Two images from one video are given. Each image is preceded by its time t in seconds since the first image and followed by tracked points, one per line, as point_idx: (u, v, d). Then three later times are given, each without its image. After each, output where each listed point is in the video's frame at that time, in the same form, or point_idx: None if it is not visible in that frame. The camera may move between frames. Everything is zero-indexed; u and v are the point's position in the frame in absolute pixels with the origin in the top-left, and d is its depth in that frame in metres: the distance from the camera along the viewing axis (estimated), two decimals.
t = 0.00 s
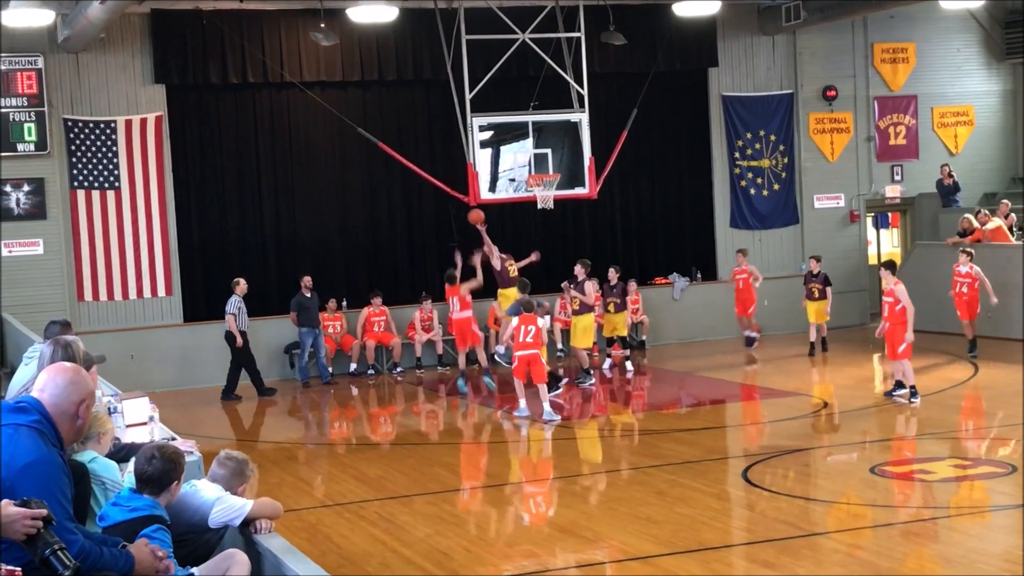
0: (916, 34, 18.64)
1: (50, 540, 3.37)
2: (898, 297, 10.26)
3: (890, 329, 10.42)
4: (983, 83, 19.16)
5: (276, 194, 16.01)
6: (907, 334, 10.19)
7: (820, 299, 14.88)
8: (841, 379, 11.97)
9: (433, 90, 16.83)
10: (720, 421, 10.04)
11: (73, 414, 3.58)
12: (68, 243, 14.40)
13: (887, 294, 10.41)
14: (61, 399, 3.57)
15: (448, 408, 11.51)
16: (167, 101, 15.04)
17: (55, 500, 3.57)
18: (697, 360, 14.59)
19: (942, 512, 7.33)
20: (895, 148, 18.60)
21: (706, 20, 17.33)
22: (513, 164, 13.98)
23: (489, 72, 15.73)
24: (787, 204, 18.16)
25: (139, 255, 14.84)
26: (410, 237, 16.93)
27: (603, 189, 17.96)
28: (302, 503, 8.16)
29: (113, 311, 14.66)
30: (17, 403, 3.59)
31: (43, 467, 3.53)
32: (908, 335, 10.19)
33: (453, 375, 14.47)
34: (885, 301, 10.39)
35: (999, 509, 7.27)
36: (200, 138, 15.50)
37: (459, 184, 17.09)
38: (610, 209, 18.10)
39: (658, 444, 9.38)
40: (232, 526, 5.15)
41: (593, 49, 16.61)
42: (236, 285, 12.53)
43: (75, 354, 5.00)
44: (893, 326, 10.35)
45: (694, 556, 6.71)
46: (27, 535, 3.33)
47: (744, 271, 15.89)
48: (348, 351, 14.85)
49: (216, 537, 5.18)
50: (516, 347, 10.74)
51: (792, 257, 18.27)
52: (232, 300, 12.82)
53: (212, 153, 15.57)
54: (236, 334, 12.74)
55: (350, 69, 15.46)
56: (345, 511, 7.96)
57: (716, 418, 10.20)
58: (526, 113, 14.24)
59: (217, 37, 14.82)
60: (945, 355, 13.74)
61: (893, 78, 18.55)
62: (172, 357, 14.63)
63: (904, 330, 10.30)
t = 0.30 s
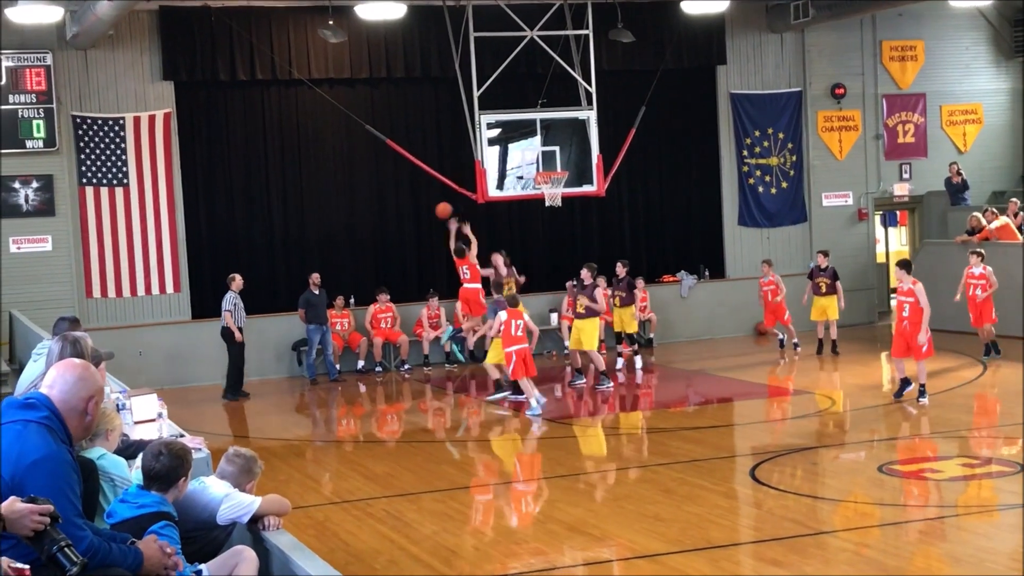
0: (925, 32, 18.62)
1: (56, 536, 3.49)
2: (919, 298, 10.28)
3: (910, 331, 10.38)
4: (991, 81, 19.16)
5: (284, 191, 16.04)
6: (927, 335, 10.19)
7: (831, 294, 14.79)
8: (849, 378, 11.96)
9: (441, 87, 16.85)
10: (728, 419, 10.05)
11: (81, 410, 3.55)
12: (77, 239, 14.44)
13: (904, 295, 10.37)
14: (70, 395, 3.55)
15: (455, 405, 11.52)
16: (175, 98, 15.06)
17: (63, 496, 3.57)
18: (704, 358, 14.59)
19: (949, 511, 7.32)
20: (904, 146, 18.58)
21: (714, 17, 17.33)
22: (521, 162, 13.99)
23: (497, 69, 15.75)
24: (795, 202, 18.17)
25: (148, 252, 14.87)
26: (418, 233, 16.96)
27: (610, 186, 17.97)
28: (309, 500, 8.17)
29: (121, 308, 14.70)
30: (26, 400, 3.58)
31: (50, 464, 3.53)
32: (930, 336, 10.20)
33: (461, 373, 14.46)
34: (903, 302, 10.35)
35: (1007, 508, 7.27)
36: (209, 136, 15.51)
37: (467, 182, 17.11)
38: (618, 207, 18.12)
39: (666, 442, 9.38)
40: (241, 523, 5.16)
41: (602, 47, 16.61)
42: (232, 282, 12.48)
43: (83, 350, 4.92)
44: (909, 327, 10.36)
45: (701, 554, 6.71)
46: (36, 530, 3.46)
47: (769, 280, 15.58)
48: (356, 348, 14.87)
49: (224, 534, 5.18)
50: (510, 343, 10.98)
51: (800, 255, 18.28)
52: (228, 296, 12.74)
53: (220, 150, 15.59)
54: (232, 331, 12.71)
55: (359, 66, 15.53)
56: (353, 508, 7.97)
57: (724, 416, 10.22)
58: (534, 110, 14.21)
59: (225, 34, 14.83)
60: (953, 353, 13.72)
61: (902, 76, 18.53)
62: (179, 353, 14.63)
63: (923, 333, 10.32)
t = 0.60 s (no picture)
0: (935, 29, 18.60)
1: (65, 530, 3.50)
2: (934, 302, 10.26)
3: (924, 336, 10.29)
4: (1001, 78, 19.14)
5: (293, 187, 16.10)
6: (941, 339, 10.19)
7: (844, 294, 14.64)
8: (858, 375, 11.96)
9: (451, 84, 16.91)
10: (738, 416, 10.06)
11: (92, 406, 3.63)
12: (87, 235, 14.51)
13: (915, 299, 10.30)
14: (80, 390, 3.63)
15: (464, 402, 11.55)
16: (185, 94, 15.10)
17: (73, 490, 3.61)
18: (711, 355, 14.60)
19: (960, 508, 7.31)
20: (914, 143, 18.57)
21: (725, 15, 17.32)
22: (531, 159, 14.08)
23: (507, 65, 15.79)
24: (805, 199, 18.16)
25: (157, 249, 14.93)
26: (427, 229, 17.02)
27: (620, 183, 18.01)
28: (318, 496, 8.19)
29: (129, 304, 14.80)
30: (37, 396, 3.66)
31: (61, 456, 3.58)
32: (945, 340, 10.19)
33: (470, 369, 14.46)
34: (916, 305, 10.28)
35: (1018, 505, 7.25)
36: (220, 135, 15.56)
37: (476, 178, 17.17)
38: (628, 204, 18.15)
39: (674, 439, 9.38)
40: (250, 519, 5.17)
41: (612, 44, 16.63)
42: (230, 278, 12.44)
43: (95, 345, 4.93)
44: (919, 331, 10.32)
45: (710, 552, 6.71)
46: (45, 525, 3.42)
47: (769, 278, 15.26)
48: (365, 345, 14.91)
49: (234, 530, 5.17)
50: (491, 343, 11.05)
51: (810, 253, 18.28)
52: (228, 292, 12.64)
53: (230, 146, 15.64)
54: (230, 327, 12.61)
55: (369, 62, 15.57)
56: (362, 504, 7.98)
57: (734, 413, 10.22)
58: (544, 107, 14.22)
59: (236, 31, 14.86)
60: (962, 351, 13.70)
61: (913, 74, 18.52)
62: (188, 349, 14.66)
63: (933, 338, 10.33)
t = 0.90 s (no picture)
0: (949, 25, 18.55)
1: (75, 529, 3.51)
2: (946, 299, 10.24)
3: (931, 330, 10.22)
4: (1014, 74, 19.11)
5: (305, 182, 16.28)
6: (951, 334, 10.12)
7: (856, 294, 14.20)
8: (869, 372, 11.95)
9: (463, 80, 17.05)
10: (749, 413, 10.06)
11: (106, 400, 3.55)
12: (100, 230, 14.57)
13: (921, 291, 10.30)
14: (95, 385, 3.54)
15: (475, 398, 11.57)
16: (197, 90, 15.09)
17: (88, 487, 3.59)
18: (721, 352, 14.59)
19: (973, 506, 7.28)
20: (927, 140, 18.55)
21: (738, 11, 17.32)
22: (542, 155, 14.20)
23: (519, 61, 15.86)
24: (817, 195, 18.14)
25: (170, 244, 14.98)
26: (437, 224, 17.18)
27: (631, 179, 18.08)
28: (330, 491, 8.20)
29: (142, 299, 14.82)
30: (51, 389, 3.61)
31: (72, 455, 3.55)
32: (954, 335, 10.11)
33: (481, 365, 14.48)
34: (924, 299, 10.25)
35: None
36: (233, 130, 15.73)
37: (488, 174, 17.27)
38: (639, 199, 18.20)
39: (686, 435, 9.38)
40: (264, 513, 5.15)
41: (624, 39, 16.67)
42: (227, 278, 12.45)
43: (108, 341, 4.82)
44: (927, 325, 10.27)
45: (721, 548, 6.69)
46: (58, 520, 3.47)
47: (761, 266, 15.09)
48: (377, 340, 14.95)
49: (246, 525, 5.11)
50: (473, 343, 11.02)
51: (822, 251, 18.23)
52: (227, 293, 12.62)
53: (244, 142, 15.84)
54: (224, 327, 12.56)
55: (380, 57, 15.57)
56: (374, 499, 7.99)
57: (746, 409, 10.22)
58: (556, 103, 14.37)
59: (248, 28, 14.96)
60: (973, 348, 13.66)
61: (925, 69, 18.51)
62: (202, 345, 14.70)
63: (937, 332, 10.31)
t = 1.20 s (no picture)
0: (964, 22, 18.54)
1: (89, 522, 3.47)
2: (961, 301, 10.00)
3: (942, 333, 10.05)
4: None
5: (319, 179, 16.33)
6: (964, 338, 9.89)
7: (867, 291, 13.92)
8: (883, 369, 11.93)
9: (477, 76, 17.12)
10: (763, 410, 10.06)
11: (121, 395, 3.56)
12: (114, 226, 14.67)
13: (937, 295, 10.17)
14: (109, 380, 3.56)
15: (488, 394, 11.60)
16: (211, 86, 15.27)
17: (103, 481, 3.56)
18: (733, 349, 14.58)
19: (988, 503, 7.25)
20: (942, 136, 18.53)
21: (751, 8, 17.38)
22: (556, 151, 14.27)
23: (532, 57, 15.92)
24: (831, 192, 18.16)
25: (184, 239, 15.06)
26: (451, 221, 17.23)
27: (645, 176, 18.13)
28: (344, 486, 8.22)
29: (156, 294, 14.91)
30: (66, 384, 3.59)
31: (88, 448, 3.53)
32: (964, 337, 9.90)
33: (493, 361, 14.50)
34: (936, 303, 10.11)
35: None
36: (247, 125, 15.83)
37: (502, 170, 17.36)
38: (652, 196, 18.24)
39: (700, 432, 9.38)
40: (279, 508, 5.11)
41: (638, 35, 16.72)
42: (217, 276, 12.48)
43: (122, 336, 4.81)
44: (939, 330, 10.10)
45: (735, 545, 6.67)
46: (73, 513, 3.39)
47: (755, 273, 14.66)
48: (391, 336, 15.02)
49: (259, 521, 5.08)
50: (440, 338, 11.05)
51: (834, 247, 18.27)
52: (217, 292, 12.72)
53: (259, 139, 15.93)
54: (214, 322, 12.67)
55: (394, 55, 15.70)
56: (387, 495, 8.00)
57: (760, 406, 10.21)
58: (569, 99, 14.43)
59: (262, 24, 15.07)
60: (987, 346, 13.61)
61: (940, 66, 18.47)
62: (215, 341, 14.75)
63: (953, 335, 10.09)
